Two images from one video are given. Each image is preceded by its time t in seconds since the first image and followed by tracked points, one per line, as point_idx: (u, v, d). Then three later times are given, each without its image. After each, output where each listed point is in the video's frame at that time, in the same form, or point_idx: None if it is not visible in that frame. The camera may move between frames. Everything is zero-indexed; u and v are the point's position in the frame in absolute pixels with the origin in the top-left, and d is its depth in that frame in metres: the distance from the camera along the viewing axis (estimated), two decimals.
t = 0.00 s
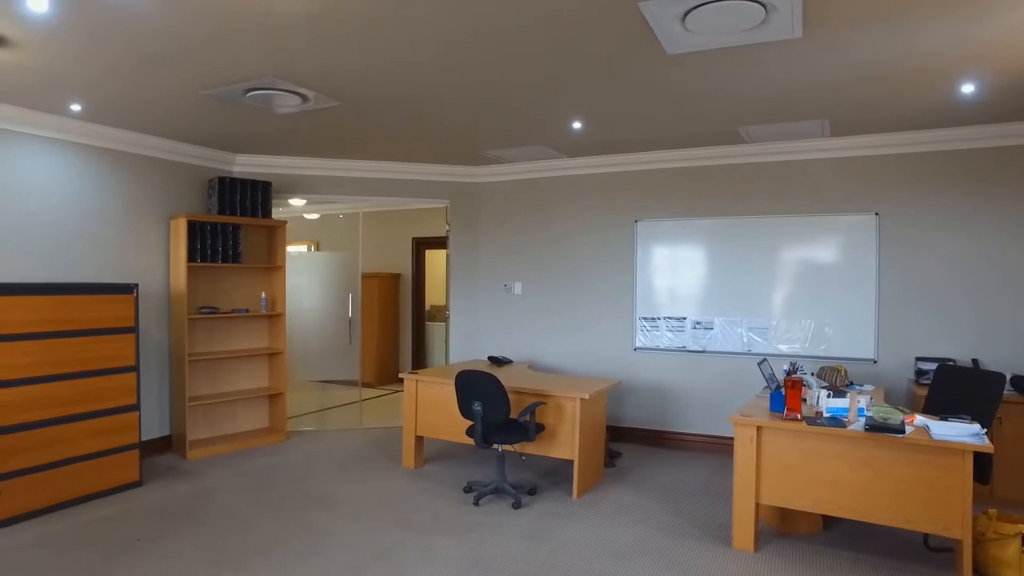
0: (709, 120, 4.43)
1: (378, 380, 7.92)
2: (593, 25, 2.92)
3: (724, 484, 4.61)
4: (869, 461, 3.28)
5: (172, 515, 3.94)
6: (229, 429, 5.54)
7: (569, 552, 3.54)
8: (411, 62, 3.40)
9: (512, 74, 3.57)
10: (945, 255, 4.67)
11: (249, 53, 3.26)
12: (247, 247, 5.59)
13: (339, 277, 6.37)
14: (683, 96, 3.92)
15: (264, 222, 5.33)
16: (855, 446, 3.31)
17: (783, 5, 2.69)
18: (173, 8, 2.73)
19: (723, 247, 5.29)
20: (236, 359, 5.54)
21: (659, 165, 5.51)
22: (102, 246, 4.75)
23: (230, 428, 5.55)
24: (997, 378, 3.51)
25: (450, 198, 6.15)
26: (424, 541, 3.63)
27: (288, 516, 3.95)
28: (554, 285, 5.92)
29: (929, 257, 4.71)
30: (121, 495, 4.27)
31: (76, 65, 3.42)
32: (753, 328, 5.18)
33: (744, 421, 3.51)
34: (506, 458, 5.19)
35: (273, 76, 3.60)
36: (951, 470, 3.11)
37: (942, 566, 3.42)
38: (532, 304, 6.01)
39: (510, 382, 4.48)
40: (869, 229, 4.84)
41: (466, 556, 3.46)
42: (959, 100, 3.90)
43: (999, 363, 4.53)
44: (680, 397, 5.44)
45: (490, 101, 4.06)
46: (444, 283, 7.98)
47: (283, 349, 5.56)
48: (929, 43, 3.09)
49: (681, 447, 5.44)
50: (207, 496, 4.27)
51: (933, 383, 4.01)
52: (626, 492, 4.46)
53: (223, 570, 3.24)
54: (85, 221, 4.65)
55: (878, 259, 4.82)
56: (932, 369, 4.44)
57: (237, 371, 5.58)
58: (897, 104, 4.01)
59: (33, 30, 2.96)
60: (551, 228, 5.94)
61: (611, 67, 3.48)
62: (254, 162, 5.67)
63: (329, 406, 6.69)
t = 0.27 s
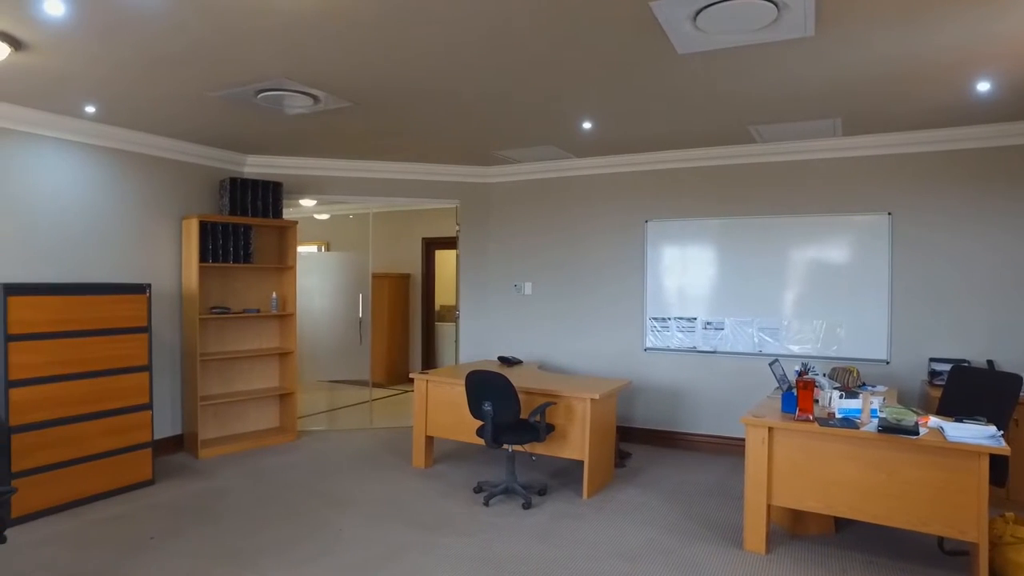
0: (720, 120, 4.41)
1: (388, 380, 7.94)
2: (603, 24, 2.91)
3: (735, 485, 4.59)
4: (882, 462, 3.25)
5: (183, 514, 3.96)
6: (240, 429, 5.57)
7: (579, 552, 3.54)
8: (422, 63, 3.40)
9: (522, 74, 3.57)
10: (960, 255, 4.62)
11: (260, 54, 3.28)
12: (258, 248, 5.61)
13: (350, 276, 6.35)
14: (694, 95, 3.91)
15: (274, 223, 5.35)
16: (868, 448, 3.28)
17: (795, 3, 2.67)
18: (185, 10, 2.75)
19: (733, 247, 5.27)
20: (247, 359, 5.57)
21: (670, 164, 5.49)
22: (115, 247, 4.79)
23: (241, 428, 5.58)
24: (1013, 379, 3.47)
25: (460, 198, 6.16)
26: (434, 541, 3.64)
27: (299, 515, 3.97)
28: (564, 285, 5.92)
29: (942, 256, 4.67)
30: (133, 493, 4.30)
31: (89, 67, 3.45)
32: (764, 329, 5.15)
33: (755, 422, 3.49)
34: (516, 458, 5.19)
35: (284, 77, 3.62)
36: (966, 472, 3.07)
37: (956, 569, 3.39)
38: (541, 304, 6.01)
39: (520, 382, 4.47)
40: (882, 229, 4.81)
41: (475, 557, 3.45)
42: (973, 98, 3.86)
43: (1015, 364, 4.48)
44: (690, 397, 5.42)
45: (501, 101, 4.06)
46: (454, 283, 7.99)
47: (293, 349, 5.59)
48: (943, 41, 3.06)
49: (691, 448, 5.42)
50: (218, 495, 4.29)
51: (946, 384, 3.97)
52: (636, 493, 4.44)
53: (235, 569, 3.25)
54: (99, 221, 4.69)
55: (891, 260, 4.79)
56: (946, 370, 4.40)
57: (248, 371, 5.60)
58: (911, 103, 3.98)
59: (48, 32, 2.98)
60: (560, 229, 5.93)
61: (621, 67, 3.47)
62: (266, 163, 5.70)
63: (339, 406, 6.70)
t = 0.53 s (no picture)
0: (732, 119, 4.40)
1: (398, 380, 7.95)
2: (615, 24, 2.90)
3: (746, 486, 4.57)
4: (896, 464, 3.23)
5: (195, 512, 3.99)
6: (252, 428, 5.60)
7: (589, 553, 3.53)
8: (433, 63, 3.41)
9: (533, 74, 3.57)
10: (973, 255, 4.58)
11: (272, 56, 3.30)
12: (269, 248, 5.64)
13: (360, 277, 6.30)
14: (705, 95, 3.89)
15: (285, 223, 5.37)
16: (882, 449, 3.26)
17: (808, 2, 2.65)
18: (199, 12, 2.77)
19: (744, 248, 5.24)
20: (258, 359, 5.60)
21: (680, 164, 5.48)
22: (128, 247, 4.83)
23: (252, 427, 5.61)
24: None
25: (470, 198, 6.16)
26: (444, 541, 3.64)
27: (309, 514, 3.98)
28: (574, 285, 5.91)
29: (956, 256, 4.62)
30: (146, 492, 4.34)
31: (103, 70, 3.48)
32: (775, 330, 5.13)
33: (767, 423, 3.47)
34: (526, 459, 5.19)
35: (296, 78, 3.64)
36: (982, 475, 3.04)
37: (971, 572, 3.35)
38: (551, 304, 6.01)
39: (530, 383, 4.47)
40: (895, 229, 4.77)
41: (486, 557, 3.46)
42: (989, 96, 3.83)
43: None
44: (701, 398, 5.40)
45: (511, 101, 4.06)
46: (464, 283, 7.99)
47: (304, 349, 5.61)
48: (958, 38, 3.03)
49: (702, 448, 5.39)
50: (230, 493, 4.32)
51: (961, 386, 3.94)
52: (647, 494, 4.43)
53: (246, 568, 3.27)
54: (112, 222, 4.73)
55: (904, 260, 4.75)
56: (960, 372, 4.36)
57: (259, 371, 5.63)
58: (925, 101, 3.95)
59: (63, 35, 3.01)
60: (570, 229, 5.93)
61: (632, 67, 3.46)
62: (276, 164, 5.73)
63: (348, 406, 6.72)
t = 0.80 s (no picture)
0: (743, 119, 4.38)
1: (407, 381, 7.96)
2: (625, 24, 2.90)
3: (756, 488, 4.55)
4: (909, 467, 3.20)
5: (207, 511, 4.02)
6: (262, 428, 5.63)
7: (599, 554, 3.53)
8: (443, 64, 3.41)
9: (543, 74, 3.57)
10: (987, 256, 4.54)
11: (284, 57, 3.31)
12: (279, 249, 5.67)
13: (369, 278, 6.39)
14: (715, 95, 3.88)
15: (296, 224, 5.40)
16: (895, 451, 3.23)
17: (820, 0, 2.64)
18: (211, 15, 2.79)
19: (754, 248, 5.22)
20: (268, 359, 5.63)
21: (690, 164, 5.46)
22: (140, 248, 4.87)
23: (263, 427, 5.64)
24: None
25: (480, 199, 6.17)
26: (454, 541, 3.65)
27: (320, 514, 4.00)
28: (583, 286, 5.91)
29: (969, 257, 4.59)
30: (158, 491, 4.36)
31: (116, 72, 3.51)
32: (786, 330, 5.10)
33: (778, 424, 3.46)
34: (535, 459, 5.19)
35: (306, 79, 3.65)
36: (997, 478, 3.01)
37: None
38: (561, 304, 6.00)
39: (540, 383, 4.47)
40: (907, 229, 4.74)
41: (496, 557, 3.46)
42: (1003, 94, 3.79)
43: None
44: (711, 399, 5.38)
45: (521, 102, 4.06)
46: (473, 283, 8.01)
47: (314, 349, 5.63)
48: (972, 36, 3.00)
49: (712, 449, 5.38)
50: (241, 493, 4.34)
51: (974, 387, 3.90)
52: (657, 495, 4.42)
53: (257, 567, 3.28)
54: (125, 223, 4.77)
55: (916, 260, 4.72)
56: (974, 373, 4.32)
57: (270, 370, 5.66)
58: (938, 100, 3.92)
59: (77, 38, 3.04)
60: (579, 229, 5.93)
61: (642, 67, 3.45)
62: (287, 164, 5.76)
63: (358, 406, 6.74)
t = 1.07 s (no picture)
0: (752, 119, 4.37)
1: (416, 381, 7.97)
2: (634, 24, 2.89)
3: (766, 489, 4.52)
4: (922, 469, 3.18)
5: (217, 510, 4.04)
6: (272, 427, 5.66)
7: (608, 554, 3.53)
8: (452, 65, 3.42)
9: (551, 75, 3.57)
10: (1000, 256, 4.50)
11: (294, 58, 3.32)
12: (289, 249, 5.70)
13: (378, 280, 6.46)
14: (725, 94, 3.86)
15: (306, 224, 5.42)
16: (907, 453, 3.21)
17: None
18: (222, 17, 2.80)
19: (764, 248, 5.20)
20: (278, 359, 5.66)
21: (699, 164, 5.45)
22: (151, 248, 4.90)
23: (272, 426, 5.67)
24: None
25: (488, 199, 6.18)
26: (463, 541, 3.65)
27: (329, 514, 4.01)
28: (592, 286, 5.90)
29: (982, 257, 4.55)
30: (169, 489, 4.39)
31: (128, 74, 3.54)
32: (796, 331, 5.08)
33: (788, 425, 3.44)
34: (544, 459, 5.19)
35: (316, 81, 3.66)
36: (1011, 480, 2.99)
37: None
38: (569, 305, 6.00)
39: (548, 383, 4.47)
40: (918, 229, 4.70)
41: (505, 557, 3.46)
42: (1017, 93, 3.75)
43: None
44: (720, 399, 5.37)
45: (530, 102, 4.05)
46: (482, 284, 8.02)
47: (323, 349, 5.66)
48: (985, 35, 2.98)
49: (721, 450, 5.36)
50: (251, 492, 4.36)
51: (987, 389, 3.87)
52: (666, 496, 4.41)
53: (267, 566, 3.30)
54: (136, 223, 4.80)
55: (928, 260, 4.68)
56: (987, 374, 4.28)
57: (279, 370, 5.69)
58: (951, 99, 3.89)
59: (90, 41, 3.07)
60: (588, 230, 5.92)
61: (651, 67, 3.44)
62: (296, 165, 5.79)
63: (367, 406, 6.76)
